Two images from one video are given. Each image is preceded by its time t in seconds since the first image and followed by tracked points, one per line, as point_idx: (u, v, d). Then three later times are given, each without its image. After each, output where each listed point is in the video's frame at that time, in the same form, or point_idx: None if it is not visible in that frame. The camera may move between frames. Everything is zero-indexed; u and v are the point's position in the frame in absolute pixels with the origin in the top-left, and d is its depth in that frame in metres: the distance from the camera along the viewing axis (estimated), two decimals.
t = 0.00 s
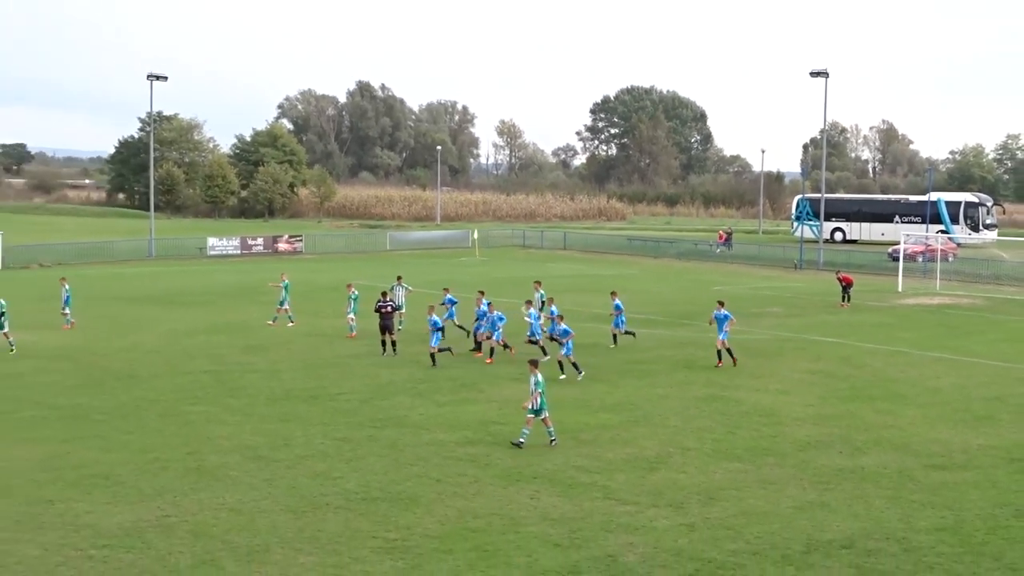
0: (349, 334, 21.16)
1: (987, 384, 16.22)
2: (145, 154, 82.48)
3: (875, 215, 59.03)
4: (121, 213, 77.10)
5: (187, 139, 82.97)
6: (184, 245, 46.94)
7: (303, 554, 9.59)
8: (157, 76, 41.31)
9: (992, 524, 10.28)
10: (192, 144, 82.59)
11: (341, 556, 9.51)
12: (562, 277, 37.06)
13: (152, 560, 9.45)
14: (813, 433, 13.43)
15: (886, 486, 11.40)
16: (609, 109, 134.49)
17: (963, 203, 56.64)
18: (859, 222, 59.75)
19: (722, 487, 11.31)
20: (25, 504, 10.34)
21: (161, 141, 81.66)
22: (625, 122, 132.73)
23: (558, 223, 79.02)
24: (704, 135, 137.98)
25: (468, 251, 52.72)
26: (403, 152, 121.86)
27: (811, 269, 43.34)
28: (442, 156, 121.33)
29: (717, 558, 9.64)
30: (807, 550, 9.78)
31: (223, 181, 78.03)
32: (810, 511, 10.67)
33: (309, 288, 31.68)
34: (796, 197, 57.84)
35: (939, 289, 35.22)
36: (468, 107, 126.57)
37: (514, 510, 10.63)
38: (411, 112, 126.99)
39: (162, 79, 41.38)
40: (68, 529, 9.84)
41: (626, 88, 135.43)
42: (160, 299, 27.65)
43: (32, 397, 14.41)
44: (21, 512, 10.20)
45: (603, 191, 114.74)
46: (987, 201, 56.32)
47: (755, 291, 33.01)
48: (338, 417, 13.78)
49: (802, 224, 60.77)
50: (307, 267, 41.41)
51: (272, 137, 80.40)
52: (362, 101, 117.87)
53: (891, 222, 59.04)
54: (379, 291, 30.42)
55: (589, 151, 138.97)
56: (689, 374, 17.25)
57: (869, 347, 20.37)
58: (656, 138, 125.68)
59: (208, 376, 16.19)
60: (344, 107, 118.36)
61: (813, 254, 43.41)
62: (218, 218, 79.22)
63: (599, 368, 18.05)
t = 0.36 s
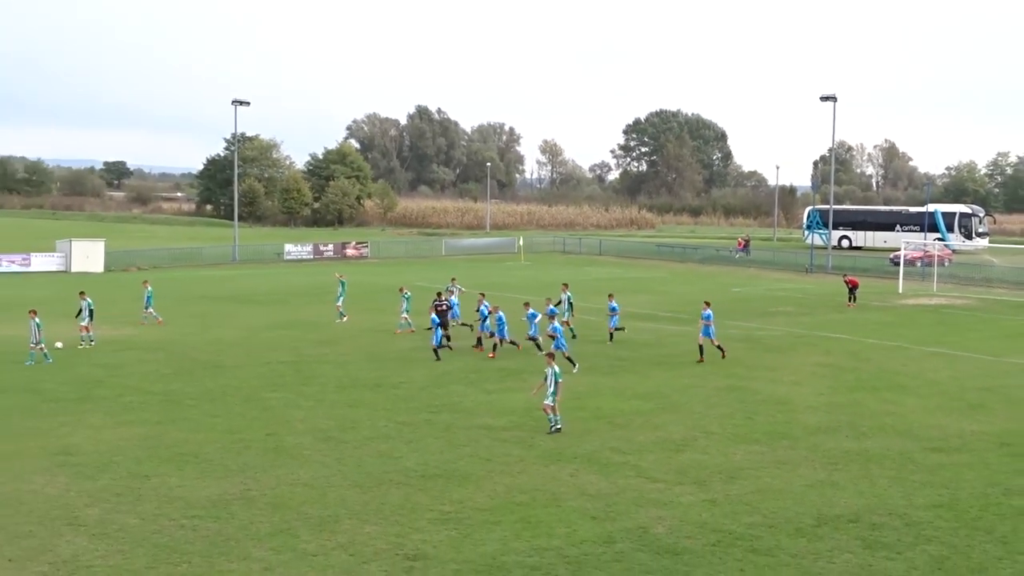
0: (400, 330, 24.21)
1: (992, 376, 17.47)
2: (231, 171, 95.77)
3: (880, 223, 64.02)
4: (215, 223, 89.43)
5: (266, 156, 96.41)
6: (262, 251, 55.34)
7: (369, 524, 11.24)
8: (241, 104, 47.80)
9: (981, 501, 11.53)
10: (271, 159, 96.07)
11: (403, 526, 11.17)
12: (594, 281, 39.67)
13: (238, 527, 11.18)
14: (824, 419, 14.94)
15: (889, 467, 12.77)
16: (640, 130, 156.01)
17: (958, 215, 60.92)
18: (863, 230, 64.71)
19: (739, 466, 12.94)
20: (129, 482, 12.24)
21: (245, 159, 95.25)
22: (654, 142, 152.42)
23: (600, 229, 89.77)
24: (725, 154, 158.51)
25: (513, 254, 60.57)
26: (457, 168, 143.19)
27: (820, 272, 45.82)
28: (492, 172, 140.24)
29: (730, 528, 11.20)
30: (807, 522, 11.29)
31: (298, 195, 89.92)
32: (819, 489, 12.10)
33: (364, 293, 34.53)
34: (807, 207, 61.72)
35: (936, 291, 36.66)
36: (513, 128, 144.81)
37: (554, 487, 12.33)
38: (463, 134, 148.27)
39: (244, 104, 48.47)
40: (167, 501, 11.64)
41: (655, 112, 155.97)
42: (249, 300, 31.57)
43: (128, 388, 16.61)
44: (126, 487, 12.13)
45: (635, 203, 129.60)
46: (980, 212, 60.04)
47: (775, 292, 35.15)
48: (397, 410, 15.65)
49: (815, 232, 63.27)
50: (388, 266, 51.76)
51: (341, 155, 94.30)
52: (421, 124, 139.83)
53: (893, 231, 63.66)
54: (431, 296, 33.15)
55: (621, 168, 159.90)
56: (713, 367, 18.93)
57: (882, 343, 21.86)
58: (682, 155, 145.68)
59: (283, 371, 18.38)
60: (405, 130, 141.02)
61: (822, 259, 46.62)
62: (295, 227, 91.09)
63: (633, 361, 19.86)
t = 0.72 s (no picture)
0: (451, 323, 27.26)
1: (1000, 366, 18.86)
2: (307, 184, 114.64)
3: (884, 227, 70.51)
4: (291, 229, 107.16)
5: (336, 172, 116.53)
6: (334, 255, 61.79)
7: (428, 499, 12.91)
8: (314, 125, 56.02)
9: (980, 479, 12.93)
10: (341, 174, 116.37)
11: (459, 500, 12.82)
12: (624, 284, 42.01)
13: (312, 501, 12.89)
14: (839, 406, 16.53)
15: (897, 448, 14.27)
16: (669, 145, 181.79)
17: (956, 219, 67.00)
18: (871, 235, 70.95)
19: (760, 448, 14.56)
20: (220, 462, 14.10)
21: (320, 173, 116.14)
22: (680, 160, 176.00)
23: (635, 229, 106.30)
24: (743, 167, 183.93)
25: (557, 257, 67.26)
26: (506, 180, 162.67)
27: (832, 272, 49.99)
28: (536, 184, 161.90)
29: (748, 503, 12.76)
30: (816, 497, 12.82)
31: (363, 205, 104.12)
32: (832, 468, 13.66)
33: (414, 298, 37.18)
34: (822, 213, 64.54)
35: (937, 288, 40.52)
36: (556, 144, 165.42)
37: (592, 467, 14.02)
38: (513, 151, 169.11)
39: (316, 125, 56.25)
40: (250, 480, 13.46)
41: (682, 131, 182.35)
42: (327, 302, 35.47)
43: (208, 383, 18.78)
44: (214, 466, 14.02)
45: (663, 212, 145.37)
46: (977, 218, 65.60)
47: (797, 289, 37.10)
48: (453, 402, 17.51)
49: (829, 237, 65.76)
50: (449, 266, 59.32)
51: (402, 171, 110.00)
52: (474, 141, 160.58)
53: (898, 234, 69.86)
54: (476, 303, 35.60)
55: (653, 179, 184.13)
56: (739, 360, 20.60)
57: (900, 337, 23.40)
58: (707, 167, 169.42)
59: (347, 367, 20.48)
60: (459, 146, 161.64)
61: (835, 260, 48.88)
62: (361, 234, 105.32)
63: (666, 354, 21.65)
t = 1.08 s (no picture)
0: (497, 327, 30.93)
1: (1012, 359, 20.91)
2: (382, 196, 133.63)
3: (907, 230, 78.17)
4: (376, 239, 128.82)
5: (408, 184, 135.97)
6: (406, 258, 71.85)
7: (491, 476, 15.23)
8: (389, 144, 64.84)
9: (991, 459, 14.79)
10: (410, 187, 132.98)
11: (520, 477, 15.17)
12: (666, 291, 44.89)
13: (391, 477, 15.22)
14: (863, 395, 18.70)
15: (914, 432, 16.29)
16: (706, 159, 193.16)
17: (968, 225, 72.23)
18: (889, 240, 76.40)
19: (790, 434, 16.80)
20: (310, 444, 16.70)
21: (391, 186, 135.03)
22: (715, 173, 187.10)
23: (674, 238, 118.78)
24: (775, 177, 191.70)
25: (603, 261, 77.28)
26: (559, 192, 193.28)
27: (852, 274, 56.21)
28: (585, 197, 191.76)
29: (776, 479, 14.82)
30: (835, 475, 14.88)
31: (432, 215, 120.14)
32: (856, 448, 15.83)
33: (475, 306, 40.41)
34: (847, 221, 67.49)
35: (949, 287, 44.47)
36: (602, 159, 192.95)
37: (638, 448, 16.23)
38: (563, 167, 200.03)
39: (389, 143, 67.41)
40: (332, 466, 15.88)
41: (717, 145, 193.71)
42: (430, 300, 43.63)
43: (299, 376, 21.65)
44: (305, 446, 16.66)
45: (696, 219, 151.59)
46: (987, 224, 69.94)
47: (831, 292, 39.59)
48: (519, 391, 20.27)
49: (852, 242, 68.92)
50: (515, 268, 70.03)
51: (467, 184, 126.04)
52: (531, 158, 193.03)
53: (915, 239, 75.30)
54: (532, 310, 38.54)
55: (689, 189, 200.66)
56: (773, 357, 22.85)
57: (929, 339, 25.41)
58: (739, 180, 181.76)
59: (422, 365, 23.20)
60: (517, 162, 194.13)
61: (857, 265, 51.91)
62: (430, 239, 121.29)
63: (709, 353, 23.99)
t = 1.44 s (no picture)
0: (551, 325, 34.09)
1: None
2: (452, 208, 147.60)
3: (928, 238, 84.63)
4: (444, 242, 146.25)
5: (479, 199, 152.76)
6: (475, 263, 80.09)
7: (552, 457, 17.76)
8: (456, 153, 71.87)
9: (1010, 447, 16.64)
10: (482, 201, 152.74)
11: (576, 458, 17.65)
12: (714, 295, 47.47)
13: (463, 457, 17.84)
14: (893, 389, 20.96)
15: (939, 420, 18.40)
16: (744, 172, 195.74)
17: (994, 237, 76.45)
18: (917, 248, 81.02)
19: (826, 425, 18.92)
20: (394, 425, 19.60)
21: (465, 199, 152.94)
22: (753, 184, 188.30)
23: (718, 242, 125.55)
24: (809, 190, 193.32)
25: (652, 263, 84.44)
26: (613, 204, 216.29)
27: (883, 276, 58.72)
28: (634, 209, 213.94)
29: (810, 462, 16.97)
30: (864, 458, 16.96)
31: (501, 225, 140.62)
32: (883, 435, 18.00)
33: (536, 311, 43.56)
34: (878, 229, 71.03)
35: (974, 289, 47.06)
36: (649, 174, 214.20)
37: (685, 433, 18.78)
38: (614, 180, 219.87)
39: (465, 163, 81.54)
40: (414, 445, 18.49)
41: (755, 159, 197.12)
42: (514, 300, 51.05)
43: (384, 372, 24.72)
44: (389, 427, 19.55)
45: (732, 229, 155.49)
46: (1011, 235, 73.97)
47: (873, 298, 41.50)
48: (579, 381, 23.37)
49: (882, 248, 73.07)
50: (575, 271, 78.01)
51: (533, 199, 145.32)
52: (588, 173, 216.19)
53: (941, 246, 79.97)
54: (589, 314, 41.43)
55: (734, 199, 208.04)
56: (811, 357, 25.22)
57: (960, 342, 27.43)
58: (776, 192, 182.70)
59: (493, 364, 26.08)
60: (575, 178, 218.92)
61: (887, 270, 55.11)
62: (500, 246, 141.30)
63: (755, 354, 26.29)
